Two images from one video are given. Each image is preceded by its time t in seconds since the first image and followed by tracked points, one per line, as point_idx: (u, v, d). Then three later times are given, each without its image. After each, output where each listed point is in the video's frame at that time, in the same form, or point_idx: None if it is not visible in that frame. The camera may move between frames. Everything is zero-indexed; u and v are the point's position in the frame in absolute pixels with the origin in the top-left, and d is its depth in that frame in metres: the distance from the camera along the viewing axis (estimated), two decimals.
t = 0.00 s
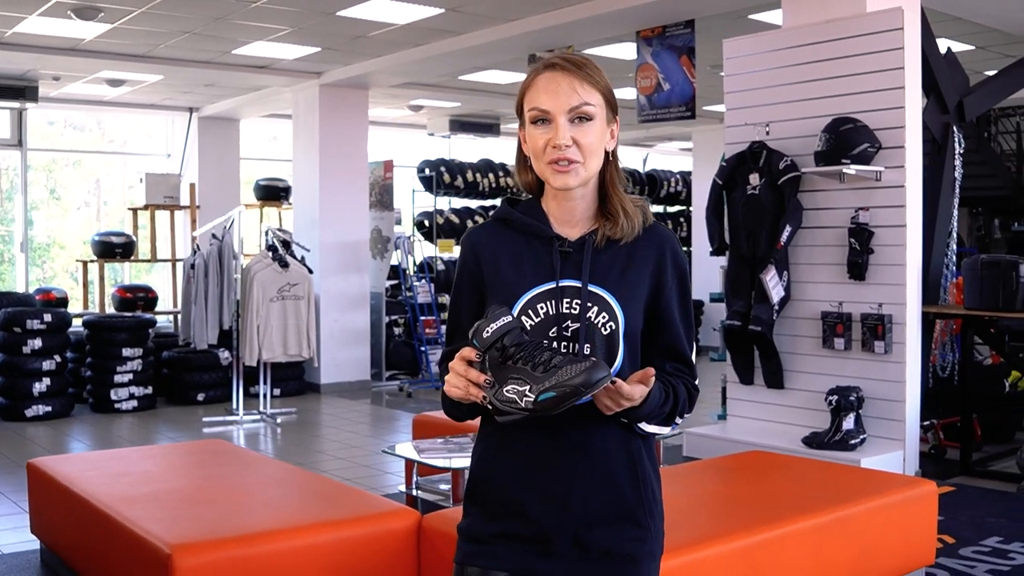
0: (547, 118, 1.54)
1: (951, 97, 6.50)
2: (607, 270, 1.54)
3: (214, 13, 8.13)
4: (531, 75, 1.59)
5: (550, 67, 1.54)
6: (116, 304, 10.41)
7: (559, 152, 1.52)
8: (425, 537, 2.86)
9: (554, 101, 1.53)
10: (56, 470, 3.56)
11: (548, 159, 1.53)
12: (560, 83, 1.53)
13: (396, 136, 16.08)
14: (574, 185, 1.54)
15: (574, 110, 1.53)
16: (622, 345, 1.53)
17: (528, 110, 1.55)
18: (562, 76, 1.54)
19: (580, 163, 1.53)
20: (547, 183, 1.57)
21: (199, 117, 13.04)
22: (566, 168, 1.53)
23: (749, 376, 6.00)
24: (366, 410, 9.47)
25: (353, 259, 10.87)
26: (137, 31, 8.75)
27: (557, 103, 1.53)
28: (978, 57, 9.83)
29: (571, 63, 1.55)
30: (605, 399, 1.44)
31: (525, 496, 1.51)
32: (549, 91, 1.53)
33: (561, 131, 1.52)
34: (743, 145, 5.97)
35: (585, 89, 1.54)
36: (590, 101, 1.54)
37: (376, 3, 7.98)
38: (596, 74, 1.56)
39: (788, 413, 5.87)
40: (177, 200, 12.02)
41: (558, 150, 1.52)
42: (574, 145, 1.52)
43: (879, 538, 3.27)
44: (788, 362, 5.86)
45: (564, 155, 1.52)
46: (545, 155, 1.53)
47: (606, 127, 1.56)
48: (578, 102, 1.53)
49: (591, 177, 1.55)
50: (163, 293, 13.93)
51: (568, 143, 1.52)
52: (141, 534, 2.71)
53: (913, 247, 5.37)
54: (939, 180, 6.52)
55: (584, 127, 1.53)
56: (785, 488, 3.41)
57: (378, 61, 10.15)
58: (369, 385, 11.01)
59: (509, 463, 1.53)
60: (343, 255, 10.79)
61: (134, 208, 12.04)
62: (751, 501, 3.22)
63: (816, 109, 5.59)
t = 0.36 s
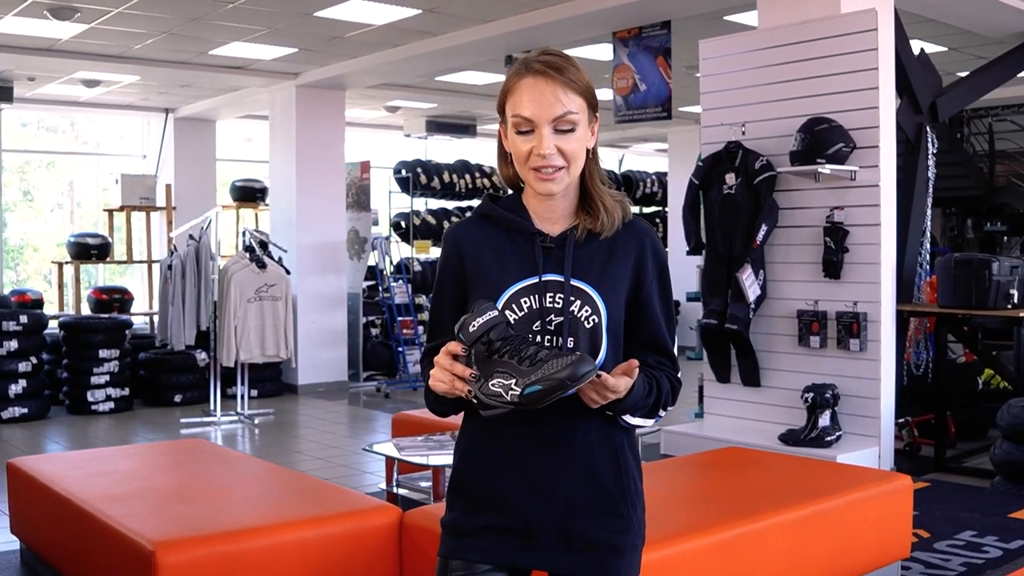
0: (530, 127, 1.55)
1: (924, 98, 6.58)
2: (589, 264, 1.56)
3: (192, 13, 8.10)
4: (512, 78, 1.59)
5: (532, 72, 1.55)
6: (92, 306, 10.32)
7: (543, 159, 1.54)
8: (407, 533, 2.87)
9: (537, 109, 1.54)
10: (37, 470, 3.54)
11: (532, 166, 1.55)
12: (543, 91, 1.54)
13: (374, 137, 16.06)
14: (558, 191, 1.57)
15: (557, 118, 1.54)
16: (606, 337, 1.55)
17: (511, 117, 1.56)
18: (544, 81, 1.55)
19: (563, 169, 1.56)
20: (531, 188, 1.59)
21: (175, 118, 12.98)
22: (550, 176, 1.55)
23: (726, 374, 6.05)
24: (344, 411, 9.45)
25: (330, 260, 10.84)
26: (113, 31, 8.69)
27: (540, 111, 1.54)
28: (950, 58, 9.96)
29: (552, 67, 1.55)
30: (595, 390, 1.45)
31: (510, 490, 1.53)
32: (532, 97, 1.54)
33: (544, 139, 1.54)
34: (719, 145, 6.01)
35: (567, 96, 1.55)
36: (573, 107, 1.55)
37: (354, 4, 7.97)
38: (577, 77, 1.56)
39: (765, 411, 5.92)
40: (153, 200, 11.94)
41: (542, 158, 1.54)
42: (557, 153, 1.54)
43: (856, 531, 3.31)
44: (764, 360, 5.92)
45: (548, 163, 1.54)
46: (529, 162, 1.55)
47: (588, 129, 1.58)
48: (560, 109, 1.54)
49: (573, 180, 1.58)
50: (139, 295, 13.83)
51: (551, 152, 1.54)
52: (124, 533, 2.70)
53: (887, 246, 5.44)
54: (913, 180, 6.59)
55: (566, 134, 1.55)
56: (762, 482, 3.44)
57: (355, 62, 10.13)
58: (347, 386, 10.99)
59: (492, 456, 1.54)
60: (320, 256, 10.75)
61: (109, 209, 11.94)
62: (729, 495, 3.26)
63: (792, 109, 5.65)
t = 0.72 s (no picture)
0: (520, 129, 1.56)
1: (904, 99, 6.65)
2: (577, 261, 1.58)
3: (174, 14, 8.08)
4: (500, 80, 1.60)
5: (520, 75, 1.56)
6: (74, 308, 10.26)
7: (533, 162, 1.55)
8: (394, 531, 2.89)
9: (526, 111, 1.55)
10: (23, 471, 3.54)
11: (522, 168, 1.57)
12: (531, 93, 1.56)
13: (356, 138, 16.04)
14: (548, 191, 1.58)
15: (546, 120, 1.56)
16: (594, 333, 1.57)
17: (500, 120, 1.58)
18: (532, 84, 1.56)
19: (553, 169, 1.57)
20: (521, 188, 1.60)
21: (157, 120, 12.93)
22: (540, 176, 1.57)
23: (708, 374, 6.08)
24: (327, 412, 9.44)
25: (313, 262, 10.82)
26: (95, 33, 8.65)
27: (529, 113, 1.55)
28: (928, 61, 10.06)
29: (539, 69, 1.57)
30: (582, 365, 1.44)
31: (499, 486, 1.54)
32: (520, 100, 1.56)
33: (534, 141, 1.55)
34: (701, 146, 6.05)
35: (556, 98, 1.56)
36: (561, 109, 1.56)
37: (337, 5, 7.97)
38: (564, 79, 1.58)
39: (747, 410, 5.97)
40: (135, 202, 11.87)
41: (532, 160, 1.55)
42: (547, 154, 1.56)
43: (839, 529, 3.34)
44: (746, 360, 5.96)
45: (539, 165, 1.56)
46: (518, 165, 1.57)
47: (575, 130, 1.60)
48: (548, 110, 1.55)
49: (563, 180, 1.59)
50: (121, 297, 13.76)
51: (541, 154, 1.55)
52: (112, 532, 2.71)
53: (867, 246, 5.49)
54: (893, 181, 6.66)
55: (555, 135, 1.56)
56: (746, 480, 3.47)
57: (338, 64, 10.12)
58: (329, 388, 10.97)
59: (481, 454, 1.56)
60: (303, 258, 10.73)
61: (90, 211, 11.87)
62: (712, 492, 3.29)
63: (773, 111, 5.70)
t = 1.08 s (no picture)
0: (519, 113, 1.59)
1: (893, 104, 6.69)
2: (576, 261, 1.60)
3: (165, 15, 8.07)
4: (499, 72, 1.64)
5: (519, 62, 1.60)
6: (62, 309, 10.21)
7: (531, 146, 1.57)
8: (387, 529, 2.92)
9: (525, 95, 1.58)
10: (16, 470, 3.54)
11: (521, 153, 1.58)
12: (530, 78, 1.59)
13: (346, 140, 16.03)
14: (547, 177, 1.60)
15: (545, 105, 1.59)
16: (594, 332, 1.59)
17: (500, 106, 1.61)
18: (532, 71, 1.59)
19: (552, 155, 1.59)
20: (519, 176, 1.62)
21: (146, 121, 12.88)
22: (539, 162, 1.58)
23: (698, 376, 6.10)
24: (316, 414, 9.43)
25: (302, 263, 10.80)
26: (86, 33, 8.63)
27: (528, 97, 1.58)
28: (916, 66, 10.13)
29: (540, 59, 1.61)
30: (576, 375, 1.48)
31: (498, 483, 1.55)
32: (520, 85, 1.59)
33: (533, 125, 1.58)
34: (691, 150, 6.08)
35: (555, 84, 1.59)
36: (560, 95, 1.59)
37: (328, 8, 7.97)
38: (563, 69, 1.61)
39: (736, 412, 5.99)
40: (124, 203, 11.82)
41: (531, 144, 1.57)
42: (546, 139, 1.58)
43: (828, 529, 3.37)
44: (735, 362, 5.99)
45: (538, 148, 1.57)
46: (518, 149, 1.59)
47: (574, 120, 1.63)
48: (548, 96, 1.58)
49: (561, 168, 1.61)
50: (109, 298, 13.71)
51: (541, 137, 1.57)
52: (108, 528, 2.72)
53: (856, 248, 5.52)
54: (882, 185, 6.69)
55: (554, 121, 1.59)
56: (736, 479, 3.50)
57: (329, 65, 10.11)
58: (318, 390, 10.94)
59: (481, 450, 1.57)
60: (293, 260, 10.72)
61: (79, 212, 11.82)
62: (703, 492, 3.31)
63: (763, 114, 5.73)
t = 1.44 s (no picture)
0: (524, 106, 1.61)
1: (889, 105, 6.73)
2: (584, 259, 1.62)
3: (163, 16, 8.08)
4: (504, 70, 1.66)
5: (523, 58, 1.62)
6: (59, 310, 10.20)
7: (536, 137, 1.59)
8: (389, 527, 2.94)
9: (529, 89, 1.60)
10: (18, 469, 3.56)
11: (526, 145, 1.60)
12: (534, 73, 1.61)
13: (342, 141, 16.05)
14: (554, 170, 1.61)
15: (549, 97, 1.60)
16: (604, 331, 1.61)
17: (505, 101, 1.63)
18: (535, 66, 1.62)
19: (557, 148, 1.61)
20: (526, 171, 1.63)
21: (143, 122, 12.88)
22: (545, 154, 1.60)
23: (696, 376, 6.11)
24: (314, 415, 9.44)
25: (299, 265, 10.80)
26: (84, 34, 8.64)
27: (532, 90, 1.60)
28: (912, 68, 10.17)
29: (543, 54, 1.63)
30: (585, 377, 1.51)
31: (505, 478, 1.56)
32: (524, 80, 1.61)
33: (537, 117, 1.60)
34: (689, 151, 6.10)
35: (559, 78, 1.61)
36: (564, 88, 1.61)
37: (326, 9, 7.99)
38: (567, 64, 1.64)
39: (734, 412, 6.02)
40: (121, 204, 11.81)
41: (536, 135, 1.59)
42: (551, 130, 1.60)
43: (827, 527, 3.39)
44: (733, 363, 6.01)
45: (542, 139, 1.59)
46: (523, 141, 1.60)
47: (579, 115, 1.64)
48: (551, 89, 1.60)
49: (568, 161, 1.63)
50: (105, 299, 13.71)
51: (545, 128, 1.59)
52: (111, 525, 2.74)
53: (853, 248, 5.55)
54: (879, 186, 6.72)
55: (559, 114, 1.61)
56: (735, 477, 3.52)
57: (327, 67, 10.13)
58: (316, 391, 10.96)
59: (488, 445, 1.58)
60: (290, 260, 10.72)
61: (76, 213, 11.81)
62: (702, 490, 3.33)
63: (760, 115, 5.76)
